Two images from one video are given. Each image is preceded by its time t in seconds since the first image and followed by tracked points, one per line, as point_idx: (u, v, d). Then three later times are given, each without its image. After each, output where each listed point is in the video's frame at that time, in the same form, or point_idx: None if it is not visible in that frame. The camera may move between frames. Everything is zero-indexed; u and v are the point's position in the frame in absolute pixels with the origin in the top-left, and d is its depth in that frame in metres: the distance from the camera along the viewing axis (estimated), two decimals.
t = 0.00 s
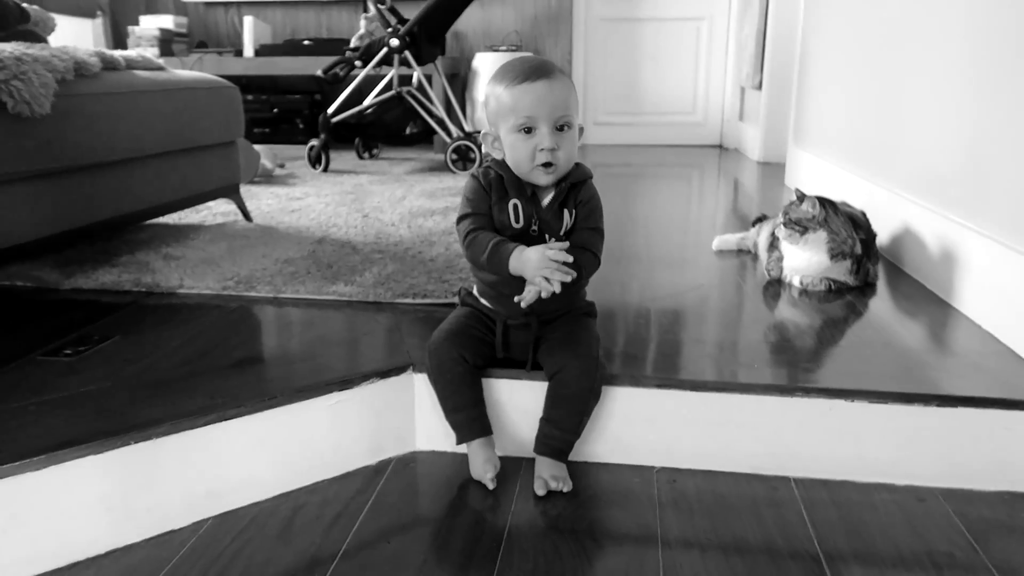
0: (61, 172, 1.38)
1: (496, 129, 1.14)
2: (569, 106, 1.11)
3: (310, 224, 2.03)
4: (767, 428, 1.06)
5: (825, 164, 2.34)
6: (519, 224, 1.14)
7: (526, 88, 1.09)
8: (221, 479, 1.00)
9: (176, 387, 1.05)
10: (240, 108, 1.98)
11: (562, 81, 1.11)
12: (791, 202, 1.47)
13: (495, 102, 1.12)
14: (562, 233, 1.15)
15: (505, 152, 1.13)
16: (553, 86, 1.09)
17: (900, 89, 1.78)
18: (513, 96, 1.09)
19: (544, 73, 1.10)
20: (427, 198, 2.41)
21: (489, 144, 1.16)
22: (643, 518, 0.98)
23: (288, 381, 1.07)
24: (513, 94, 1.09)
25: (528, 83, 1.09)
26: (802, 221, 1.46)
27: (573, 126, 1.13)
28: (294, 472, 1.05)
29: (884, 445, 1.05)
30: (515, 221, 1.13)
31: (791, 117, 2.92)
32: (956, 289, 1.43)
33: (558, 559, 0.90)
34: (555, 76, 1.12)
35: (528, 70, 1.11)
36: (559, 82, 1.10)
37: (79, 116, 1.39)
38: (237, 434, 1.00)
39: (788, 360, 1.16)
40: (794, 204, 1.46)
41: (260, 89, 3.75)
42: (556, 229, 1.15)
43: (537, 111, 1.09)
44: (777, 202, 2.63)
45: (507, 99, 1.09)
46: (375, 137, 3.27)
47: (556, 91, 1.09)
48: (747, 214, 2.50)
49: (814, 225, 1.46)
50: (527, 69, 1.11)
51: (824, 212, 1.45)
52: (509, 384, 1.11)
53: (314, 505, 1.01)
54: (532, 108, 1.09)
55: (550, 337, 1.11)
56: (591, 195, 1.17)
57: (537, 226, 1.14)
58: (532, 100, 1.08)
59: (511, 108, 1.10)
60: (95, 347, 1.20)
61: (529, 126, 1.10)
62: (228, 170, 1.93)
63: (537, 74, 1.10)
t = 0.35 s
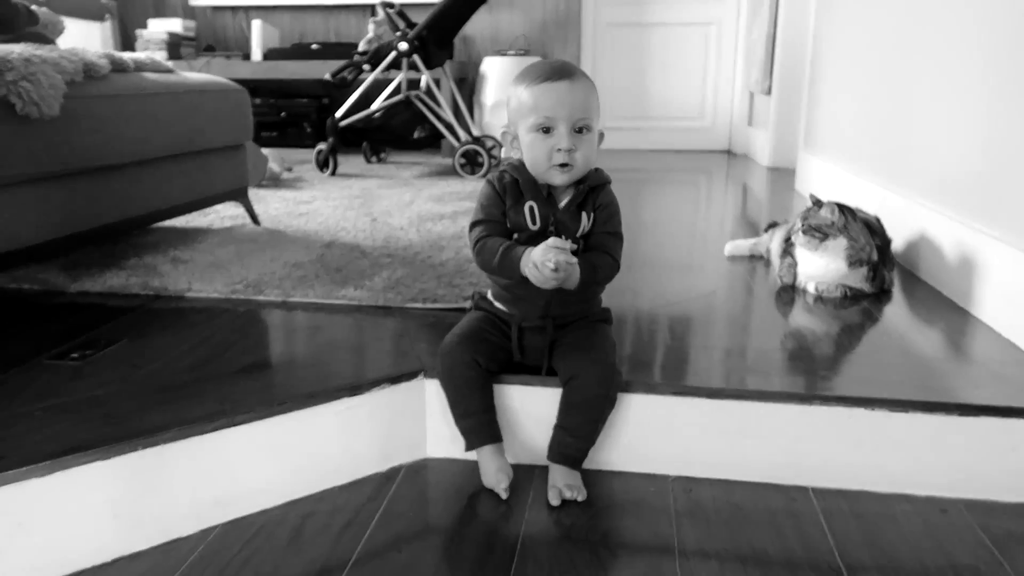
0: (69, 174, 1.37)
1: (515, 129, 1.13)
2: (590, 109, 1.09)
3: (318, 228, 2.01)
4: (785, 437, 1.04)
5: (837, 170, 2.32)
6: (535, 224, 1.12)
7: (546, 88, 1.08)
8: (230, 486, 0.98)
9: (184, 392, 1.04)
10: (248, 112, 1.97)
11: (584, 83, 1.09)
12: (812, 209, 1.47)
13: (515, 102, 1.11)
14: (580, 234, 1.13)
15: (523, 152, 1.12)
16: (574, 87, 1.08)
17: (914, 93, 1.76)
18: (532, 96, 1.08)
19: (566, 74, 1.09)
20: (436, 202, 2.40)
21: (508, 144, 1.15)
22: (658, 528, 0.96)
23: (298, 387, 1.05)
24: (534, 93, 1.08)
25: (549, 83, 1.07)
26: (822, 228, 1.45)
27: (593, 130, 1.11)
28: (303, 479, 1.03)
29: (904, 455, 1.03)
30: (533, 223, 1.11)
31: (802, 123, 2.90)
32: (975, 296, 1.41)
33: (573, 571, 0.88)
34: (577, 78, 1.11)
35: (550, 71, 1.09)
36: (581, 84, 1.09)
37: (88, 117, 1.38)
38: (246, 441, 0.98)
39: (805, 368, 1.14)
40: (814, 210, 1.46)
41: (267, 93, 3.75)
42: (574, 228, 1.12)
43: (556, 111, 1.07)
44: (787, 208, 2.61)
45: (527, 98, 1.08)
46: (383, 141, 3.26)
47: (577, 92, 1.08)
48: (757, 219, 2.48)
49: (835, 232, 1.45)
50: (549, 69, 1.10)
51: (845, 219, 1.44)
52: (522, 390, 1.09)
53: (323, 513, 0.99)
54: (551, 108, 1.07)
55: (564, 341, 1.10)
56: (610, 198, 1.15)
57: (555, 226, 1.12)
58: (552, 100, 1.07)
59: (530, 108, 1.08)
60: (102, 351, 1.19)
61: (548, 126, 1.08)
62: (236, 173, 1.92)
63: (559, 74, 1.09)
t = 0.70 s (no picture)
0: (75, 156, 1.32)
1: (539, 123, 1.05)
2: (619, 102, 1.00)
3: (332, 222, 1.96)
4: (833, 435, 0.98)
5: (864, 170, 2.26)
6: (568, 225, 1.02)
7: (571, 78, 0.99)
8: (241, 479, 0.92)
9: (194, 379, 0.98)
10: (262, 102, 1.92)
11: (614, 74, 1.00)
12: (850, 204, 1.41)
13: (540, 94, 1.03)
14: (616, 234, 1.04)
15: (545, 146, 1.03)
16: (601, 77, 0.99)
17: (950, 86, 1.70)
18: (556, 86, 1.00)
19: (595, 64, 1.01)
20: (451, 199, 2.34)
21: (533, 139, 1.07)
22: (699, 530, 0.89)
23: (314, 376, 0.99)
24: (557, 84, 1.00)
25: (574, 72, 0.99)
26: (862, 222, 1.37)
27: (623, 125, 1.02)
28: (319, 474, 0.97)
29: (960, 456, 0.96)
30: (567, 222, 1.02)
31: (824, 123, 2.84)
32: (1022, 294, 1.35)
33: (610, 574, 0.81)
34: (607, 69, 1.02)
35: (578, 61, 1.01)
36: (610, 75, 1.00)
37: (97, 98, 1.32)
38: (260, 431, 0.92)
39: (850, 364, 1.08)
40: (852, 204, 1.40)
41: (279, 92, 3.70)
42: (612, 225, 1.03)
43: (580, 102, 0.99)
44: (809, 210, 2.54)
45: (551, 88, 1.01)
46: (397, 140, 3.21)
47: (604, 83, 0.99)
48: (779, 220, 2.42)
49: (875, 226, 1.38)
50: (576, 60, 1.01)
51: (885, 212, 1.38)
52: (554, 382, 1.03)
53: (340, 510, 0.93)
54: (575, 98, 0.99)
55: (599, 330, 1.04)
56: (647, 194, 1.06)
57: (589, 226, 1.02)
58: (576, 90, 0.98)
59: (555, 98, 1.00)
60: (107, 338, 1.13)
61: (571, 119, 1.00)
62: (248, 165, 1.87)
63: (587, 65, 1.00)
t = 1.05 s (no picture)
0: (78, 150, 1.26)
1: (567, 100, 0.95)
2: (655, 82, 0.90)
3: (343, 231, 1.90)
4: (890, 436, 0.89)
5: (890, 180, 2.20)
6: (599, 210, 0.95)
7: (602, 57, 0.89)
8: (244, 480, 0.84)
9: (196, 374, 0.91)
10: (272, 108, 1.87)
11: (650, 51, 0.90)
12: (890, 201, 1.35)
13: (568, 69, 0.93)
14: (652, 218, 0.96)
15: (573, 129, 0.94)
16: (637, 56, 0.88)
17: (984, 85, 1.64)
18: (587, 64, 0.90)
19: (629, 39, 0.90)
20: (465, 211, 2.28)
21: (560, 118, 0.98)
22: (749, 538, 0.81)
23: (324, 371, 0.92)
24: (588, 62, 0.89)
25: (607, 49, 0.89)
26: (903, 219, 1.32)
27: (659, 106, 0.92)
28: (329, 476, 0.89)
29: None
30: (598, 209, 0.95)
31: (845, 138, 2.79)
32: None
33: None
34: (645, 42, 0.91)
35: (611, 33, 0.90)
36: (646, 52, 0.89)
37: (101, 90, 1.27)
38: (265, 428, 0.85)
39: (902, 362, 1.00)
40: (894, 202, 1.34)
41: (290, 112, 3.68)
42: (649, 210, 0.95)
43: (612, 85, 0.89)
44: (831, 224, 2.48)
45: (580, 67, 0.90)
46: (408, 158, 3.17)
47: (639, 63, 0.88)
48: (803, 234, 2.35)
49: (918, 224, 1.31)
50: (609, 32, 0.90)
51: (928, 209, 1.32)
52: (582, 381, 0.95)
53: (352, 515, 0.85)
54: (607, 80, 0.89)
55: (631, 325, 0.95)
56: (685, 173, 0.98)
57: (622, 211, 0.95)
58: (609, 71, 0.88)
59: (584, 77, 0.90)
60: (105, 334, 1.07)
61: (602, 102, 0.90)
62: (257, 171, 1.82)
63: (621, 39, 0.89)
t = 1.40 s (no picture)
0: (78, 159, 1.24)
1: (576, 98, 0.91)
2: (665, 80, 0.85)
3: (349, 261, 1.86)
4: (930, 460, 0.82)
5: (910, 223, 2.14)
6: (608, 202, 0.90)
7: (608, 56, 0.84)
8: (227, 492, 0.78)
9: (182, 378, 0.85)
10: (282, 135, 1.85)
11: (657, 48, 0.85)
12: (918, 228, 1.31)
13: (575, 67, 0.89)
14: (665, 212, 0.90)
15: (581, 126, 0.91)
16: (643, 54, 0.84)
17: (1010, 118, 1.60)
18: (591, 63, 0.85)
19: (638, 36, 0.85)
20: (474, 248, 2.24)
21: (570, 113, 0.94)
22: (777, 566, 0.73)
23: (318, 379, 0.86)
24: (592, 61, 0.85)
25: (612, 48, 0.84)
26: (932, 245, 1.27)
27: (669, 104, 0.87)
28: (318, 492, 0.82)
29: None
30: (606, 200, 0.90)
31: (862, 185, 2.74)
32: None
33: None
34: (654, 38, 0.86)
35: (617, 30, 0.86)
36: (653, 49, 0.84)
37: (105, 100, 1.25)
38: (252, 435, 0.78)
39: (938, 386, 0.93)
40: (922, 228, 1.30)
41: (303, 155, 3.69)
42: (660, 201, 0.89)
43: (617, 85, 0.84)
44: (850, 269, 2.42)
45: (586, 65, 0.86)
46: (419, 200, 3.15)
47: (646, 61, 0.84)
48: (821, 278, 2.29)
49: (949, 251, 1.26)
50: (616, 28, 0.86)
51: (959, 235, 1.27)
52: (592, 398, 0.88)
53: (342, 533, 0.78)
54: (612, 79, 0.84)
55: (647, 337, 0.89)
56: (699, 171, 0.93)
57: (633, 202, 0.89)
58: (613, 71, 0.84)
59: (589, 77, 0.86)
60: (91, 342, 1.01)
61: (607, 102, 0.86)
62: (264, 197, 1.79)
63: (627, 35, 0.85)
